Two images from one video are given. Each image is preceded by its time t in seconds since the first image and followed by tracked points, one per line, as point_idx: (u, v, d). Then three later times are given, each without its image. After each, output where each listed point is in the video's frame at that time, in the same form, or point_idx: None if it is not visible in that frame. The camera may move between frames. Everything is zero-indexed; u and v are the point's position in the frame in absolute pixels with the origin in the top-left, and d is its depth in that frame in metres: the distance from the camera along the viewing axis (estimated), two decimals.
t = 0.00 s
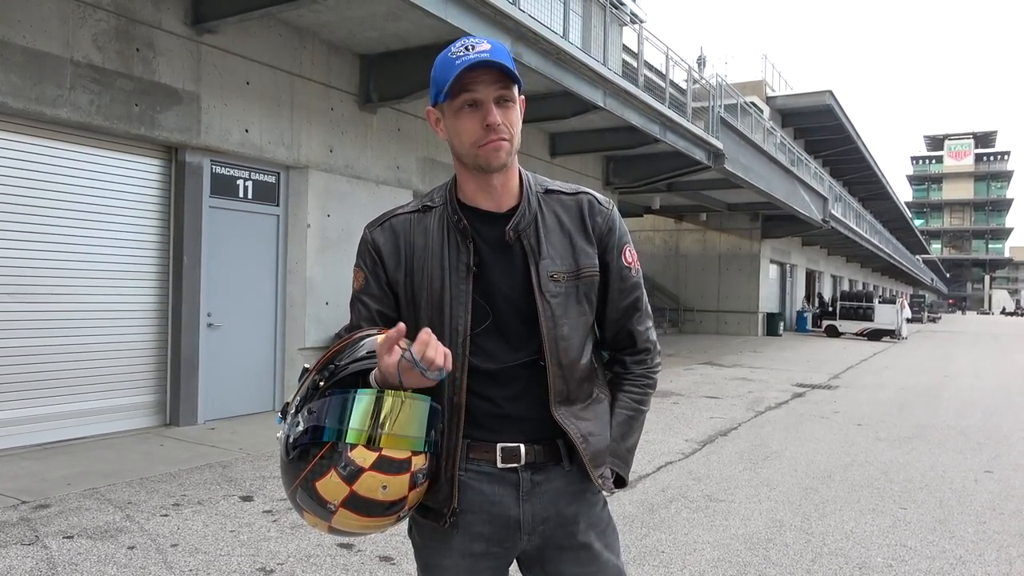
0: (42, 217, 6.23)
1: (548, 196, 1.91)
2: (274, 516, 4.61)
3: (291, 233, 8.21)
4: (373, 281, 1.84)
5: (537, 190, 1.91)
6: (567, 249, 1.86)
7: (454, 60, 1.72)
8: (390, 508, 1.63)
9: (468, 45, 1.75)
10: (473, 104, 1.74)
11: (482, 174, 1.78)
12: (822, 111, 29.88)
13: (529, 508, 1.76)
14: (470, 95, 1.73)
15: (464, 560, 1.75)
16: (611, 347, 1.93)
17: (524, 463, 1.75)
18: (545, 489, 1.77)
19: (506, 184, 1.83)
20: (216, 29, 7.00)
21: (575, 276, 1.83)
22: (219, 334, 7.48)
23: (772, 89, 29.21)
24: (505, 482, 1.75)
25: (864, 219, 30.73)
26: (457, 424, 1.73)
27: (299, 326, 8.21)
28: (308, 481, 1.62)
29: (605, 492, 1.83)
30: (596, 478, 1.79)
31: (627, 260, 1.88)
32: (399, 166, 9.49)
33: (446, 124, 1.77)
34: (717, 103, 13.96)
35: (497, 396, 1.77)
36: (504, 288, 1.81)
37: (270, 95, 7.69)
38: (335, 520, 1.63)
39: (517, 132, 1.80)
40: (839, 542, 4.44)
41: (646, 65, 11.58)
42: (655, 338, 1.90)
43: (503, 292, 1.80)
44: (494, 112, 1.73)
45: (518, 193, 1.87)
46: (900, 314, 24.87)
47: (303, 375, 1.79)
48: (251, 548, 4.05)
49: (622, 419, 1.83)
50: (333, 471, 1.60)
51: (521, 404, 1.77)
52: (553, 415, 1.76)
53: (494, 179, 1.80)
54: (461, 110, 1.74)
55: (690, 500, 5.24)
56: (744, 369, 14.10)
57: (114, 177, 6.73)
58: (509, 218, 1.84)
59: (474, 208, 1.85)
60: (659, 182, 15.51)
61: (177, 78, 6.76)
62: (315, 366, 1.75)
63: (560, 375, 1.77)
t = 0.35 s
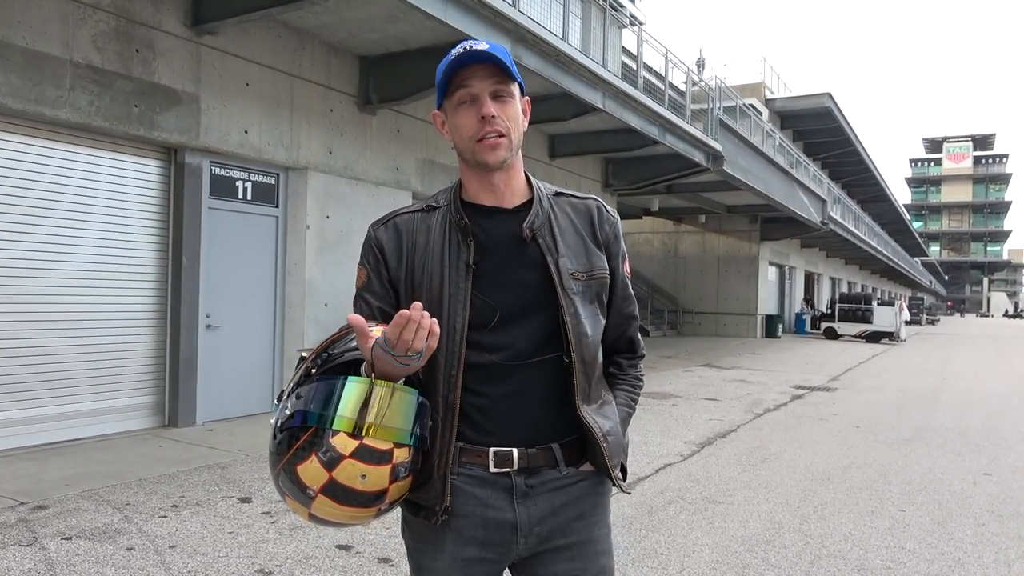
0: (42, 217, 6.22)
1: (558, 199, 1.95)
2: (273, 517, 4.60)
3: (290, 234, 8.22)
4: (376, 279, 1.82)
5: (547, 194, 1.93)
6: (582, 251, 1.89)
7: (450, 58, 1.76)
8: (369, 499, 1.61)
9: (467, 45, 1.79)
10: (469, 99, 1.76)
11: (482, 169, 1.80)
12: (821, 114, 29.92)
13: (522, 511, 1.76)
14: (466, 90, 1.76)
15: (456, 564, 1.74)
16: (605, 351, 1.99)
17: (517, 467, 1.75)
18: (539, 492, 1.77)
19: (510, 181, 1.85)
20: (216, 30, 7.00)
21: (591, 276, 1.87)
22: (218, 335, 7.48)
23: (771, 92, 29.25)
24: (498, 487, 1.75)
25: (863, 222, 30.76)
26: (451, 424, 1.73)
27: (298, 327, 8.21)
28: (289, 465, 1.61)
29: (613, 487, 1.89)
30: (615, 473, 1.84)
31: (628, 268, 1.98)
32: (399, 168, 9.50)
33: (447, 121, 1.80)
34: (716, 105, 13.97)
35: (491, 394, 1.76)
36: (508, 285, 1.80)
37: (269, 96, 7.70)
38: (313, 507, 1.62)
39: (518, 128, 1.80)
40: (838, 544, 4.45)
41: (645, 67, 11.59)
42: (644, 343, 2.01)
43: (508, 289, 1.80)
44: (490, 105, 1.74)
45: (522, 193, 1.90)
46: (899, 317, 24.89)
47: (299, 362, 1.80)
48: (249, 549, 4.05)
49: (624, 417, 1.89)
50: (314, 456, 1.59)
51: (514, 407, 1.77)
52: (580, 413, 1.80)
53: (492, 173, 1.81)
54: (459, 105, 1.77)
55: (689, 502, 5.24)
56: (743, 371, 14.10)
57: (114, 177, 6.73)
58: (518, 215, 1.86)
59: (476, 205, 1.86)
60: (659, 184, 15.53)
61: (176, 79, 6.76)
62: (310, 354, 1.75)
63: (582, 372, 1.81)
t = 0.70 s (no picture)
0: (41, 219, 6.22)
1: (562, 210, 1.93)
2: (272, 519, 4.60)
3: (289, 236, 8.22)
4: (377, 276, 1.84)
5: (552, 204, 1.92)
6: (582, 264, 1.88)
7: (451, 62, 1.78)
8: (362, 495, 1.62)
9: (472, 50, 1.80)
10: (466, 104, 1.77)
11: (480, 174, 1.80)
12: (821, 115, 29.93)
13: (505, 515, 1.75)
14: (463, 95, 1.77)
15: (439, 565, 1.75)
16: (604, 362, 1.99)
17: (500, 471, 1.74)
18: (521, 497, 1.76)
19: (512, 186, 1.84)
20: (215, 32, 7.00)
21: (588, 289, 1.86)
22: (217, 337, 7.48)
23: (771, 93, 29.26)
24: (480, 490, 1.74)
25: (863, 223, 30.77)
26: (441, 423, 1.72)
27: (298, 329, 8.20)
28: (283, 459, 1.61)
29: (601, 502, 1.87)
30: (597, 490, 1.83)
31: (630, 285, 1.96)
32: (398, 169, 9.49)
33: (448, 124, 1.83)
34: (715, 106, 13.98)
35: (482, 396, 1.75)
36: (506, 291, 1.80)
37: (269, 98, 7.70)
38: (305, 501, 1.62)
39: (517, 132, 1.78)
40: (838, 546, 4.44)
41: (644, 69, 11.60)
42: (645, 359, 2.00)
43: (505, 295, 1.80)
44: (482, 110, 1.74)
45: (528, 200, 1.89)
46: (898, 318, 24.90)
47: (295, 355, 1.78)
48: (248, 551, 4.04)
49: (618, 429, 1.89)
50: (309, 450, 1.60)
51: (501, 410, 1.75)
52: (561, 423, 1.78)
53: (488, 178, 1.80)
54: (457, 110, 1.79)
55: (688, 504, 5.23)
56: (742, 372, 14.10)
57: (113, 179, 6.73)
58: (519, 221, 1.85)
59: (483, 211, 1.86)
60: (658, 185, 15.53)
61: (175, 80, 6.76)
62: (308, 348, 1.73)
63: (572, 384, 1.79)
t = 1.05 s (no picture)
0: (41, 221, 6.22)
1: (556, 210, 1.91)
2: (271, 522, 4.59)
3: (288, 238, 8.22)
4: (376, 280, 1.86)
5: (546, 205, 1.91)
6: (574, 264, 1.86)
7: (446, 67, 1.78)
8: (360, 502, 1.62)
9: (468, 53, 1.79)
10: (461, 108, 1.77)
11: (475, 178, 1.80)
12: (819, 116, 29.94)
13: (503, 517, 1.75)
14: (457, 100, 1.77)
15: (439, 565, 1.75)
16: (610, 364, 1.95)
17: (500, 474, 1.74)
18: (520, 500, 1.76)
19: (508, 189, 1.84)
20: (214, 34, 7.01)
21: (580, 290, 1.84)
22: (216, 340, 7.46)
23: (769, 94, 29.29)
24: (480, 492, 1.75)
25: (862, 224, 30.76)
26: (439, 428, 1.74)
27: (297, 331, 8.19)
28: (283, 468, 1.62)
29: (592, 511, 1.82)
30: (584, 495, 1.79)
31: (627, 282, 1.90)
32: (397, 171, 9.49)
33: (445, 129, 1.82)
34: (714, 107, 13.98)
35: (482, 399, 1.76)
36: (501, 295, 1.81)
37: (268, 100, 7.70)
38: (305, 509, 1.63)
39: (512, 136, 1.78)
40: (837, 547, 4.44)
41: (643, 70, 11.60)
42: (652, 359, 1.94)
43: (500, 299, 1.80)
44: (477, 115, 1.74)
45: (524, 201, 1.88)
46: (898, 318, 24.91)
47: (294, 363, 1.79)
48: (248, 554, 4.04)
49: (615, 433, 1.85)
50: (307, 460, 1.60)
51: (502, 412, 1.76)
52: (549, 426, 1.76)
53: (486, 182, 1.80)
54: (453, 114, 1.78)
55: (688, 505, 5.23)
56: (742, 373, 14.11)
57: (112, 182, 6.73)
58: (513, 225, 1.85)
59: (477, 214, 1.86)
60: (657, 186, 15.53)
61: (174, 83, 6.76)
62: (307, 355, 1.74)
63: (560, 386, 1.77)
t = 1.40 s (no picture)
0: (40, 223, 6.22)
1: (551, 206, 1.91)
2: (270, 524, 4.59)
3: (287, 239, 8.22)
4: (373, 283, 1.84)
5: (541, 202, 1.91)
6: (571, 260, 1.86)
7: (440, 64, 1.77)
8: (365, 499, 1.61)
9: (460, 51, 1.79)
10: (456, 105, 1.76)
11: (470, 176, 1.80)
12: (818, 116, 29.97)
13: (511, 518, 1.75)
14: (452, 97, 1.77)
15: (447, 567, 1.75)
16: (608, 360, 1.95)
17: (507, 474, 1.74)
18: (528, 500, 1.76)
19: (502, 187, 1.84)
20: (212, 36, 7.01)
21: (578, 285, 1.84)
22: (215, 341, 7.45)
23: (767, 95, 29.32)
24: (487, 492, 1.75)
25: (861, 224, 30.78)
26: (443, 426, 1.73)
27: (297, 332, 8.18)
28: (287, 466, 1.60)
29: (598, 508, 1.83)
30: (590, 490, 1.79)
31: (624, 276, 1.90)
32: (396, 172, 9.49)
33: (439, 127, 1.81)
34: (713, 108, 13.99)
35: (486, 400, 1.76)
36: (500, 294, 1.81)
37: (267, 102, 7.70)
38: (311, 507, 1.61)
39: (505, 133, 1.78)
40: (837, 547, 4.44)
41: (642, 71, 11.61)
42: (650, 354, 1.94)
43: (499, 296, 1.80)
44: (473, 113, 1.74)
45: (517, 198, 1.88)
46: (897, 318, 24.91)
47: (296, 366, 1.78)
48: (247, 556, 4.03)
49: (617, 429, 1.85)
50: (312, 457, 1.58)
51: (506, 412, 1.76)
52: (556, 424, 1.77)
53: (482, 179, 1.80)
54: (447, 111, 1.78)
55: (688, 506, 5.23)
56: (742, 373, 14.09)
57: (111, 184, 6.73)
58: (510, 222, 1.85)
59: (472, 212, 1.86)
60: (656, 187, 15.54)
61: (173, 85, 6.76)
62: (308, 356, 1.72)
63: (562, 382, 1.77)
